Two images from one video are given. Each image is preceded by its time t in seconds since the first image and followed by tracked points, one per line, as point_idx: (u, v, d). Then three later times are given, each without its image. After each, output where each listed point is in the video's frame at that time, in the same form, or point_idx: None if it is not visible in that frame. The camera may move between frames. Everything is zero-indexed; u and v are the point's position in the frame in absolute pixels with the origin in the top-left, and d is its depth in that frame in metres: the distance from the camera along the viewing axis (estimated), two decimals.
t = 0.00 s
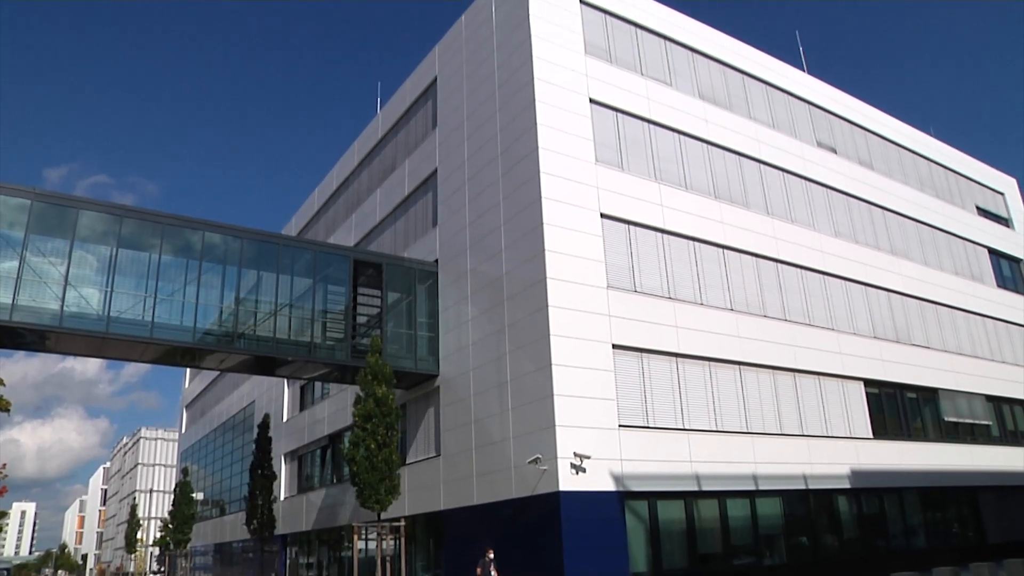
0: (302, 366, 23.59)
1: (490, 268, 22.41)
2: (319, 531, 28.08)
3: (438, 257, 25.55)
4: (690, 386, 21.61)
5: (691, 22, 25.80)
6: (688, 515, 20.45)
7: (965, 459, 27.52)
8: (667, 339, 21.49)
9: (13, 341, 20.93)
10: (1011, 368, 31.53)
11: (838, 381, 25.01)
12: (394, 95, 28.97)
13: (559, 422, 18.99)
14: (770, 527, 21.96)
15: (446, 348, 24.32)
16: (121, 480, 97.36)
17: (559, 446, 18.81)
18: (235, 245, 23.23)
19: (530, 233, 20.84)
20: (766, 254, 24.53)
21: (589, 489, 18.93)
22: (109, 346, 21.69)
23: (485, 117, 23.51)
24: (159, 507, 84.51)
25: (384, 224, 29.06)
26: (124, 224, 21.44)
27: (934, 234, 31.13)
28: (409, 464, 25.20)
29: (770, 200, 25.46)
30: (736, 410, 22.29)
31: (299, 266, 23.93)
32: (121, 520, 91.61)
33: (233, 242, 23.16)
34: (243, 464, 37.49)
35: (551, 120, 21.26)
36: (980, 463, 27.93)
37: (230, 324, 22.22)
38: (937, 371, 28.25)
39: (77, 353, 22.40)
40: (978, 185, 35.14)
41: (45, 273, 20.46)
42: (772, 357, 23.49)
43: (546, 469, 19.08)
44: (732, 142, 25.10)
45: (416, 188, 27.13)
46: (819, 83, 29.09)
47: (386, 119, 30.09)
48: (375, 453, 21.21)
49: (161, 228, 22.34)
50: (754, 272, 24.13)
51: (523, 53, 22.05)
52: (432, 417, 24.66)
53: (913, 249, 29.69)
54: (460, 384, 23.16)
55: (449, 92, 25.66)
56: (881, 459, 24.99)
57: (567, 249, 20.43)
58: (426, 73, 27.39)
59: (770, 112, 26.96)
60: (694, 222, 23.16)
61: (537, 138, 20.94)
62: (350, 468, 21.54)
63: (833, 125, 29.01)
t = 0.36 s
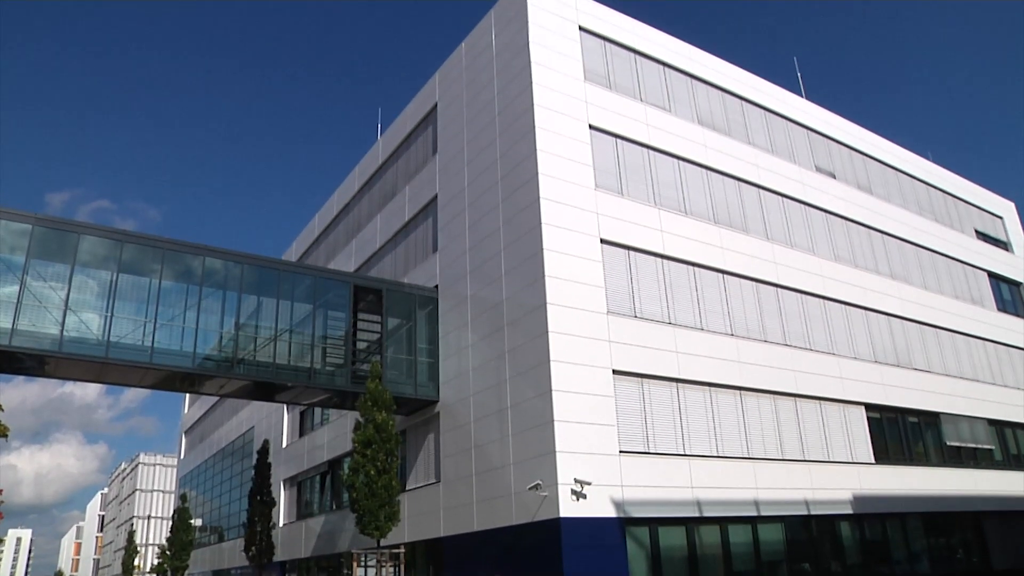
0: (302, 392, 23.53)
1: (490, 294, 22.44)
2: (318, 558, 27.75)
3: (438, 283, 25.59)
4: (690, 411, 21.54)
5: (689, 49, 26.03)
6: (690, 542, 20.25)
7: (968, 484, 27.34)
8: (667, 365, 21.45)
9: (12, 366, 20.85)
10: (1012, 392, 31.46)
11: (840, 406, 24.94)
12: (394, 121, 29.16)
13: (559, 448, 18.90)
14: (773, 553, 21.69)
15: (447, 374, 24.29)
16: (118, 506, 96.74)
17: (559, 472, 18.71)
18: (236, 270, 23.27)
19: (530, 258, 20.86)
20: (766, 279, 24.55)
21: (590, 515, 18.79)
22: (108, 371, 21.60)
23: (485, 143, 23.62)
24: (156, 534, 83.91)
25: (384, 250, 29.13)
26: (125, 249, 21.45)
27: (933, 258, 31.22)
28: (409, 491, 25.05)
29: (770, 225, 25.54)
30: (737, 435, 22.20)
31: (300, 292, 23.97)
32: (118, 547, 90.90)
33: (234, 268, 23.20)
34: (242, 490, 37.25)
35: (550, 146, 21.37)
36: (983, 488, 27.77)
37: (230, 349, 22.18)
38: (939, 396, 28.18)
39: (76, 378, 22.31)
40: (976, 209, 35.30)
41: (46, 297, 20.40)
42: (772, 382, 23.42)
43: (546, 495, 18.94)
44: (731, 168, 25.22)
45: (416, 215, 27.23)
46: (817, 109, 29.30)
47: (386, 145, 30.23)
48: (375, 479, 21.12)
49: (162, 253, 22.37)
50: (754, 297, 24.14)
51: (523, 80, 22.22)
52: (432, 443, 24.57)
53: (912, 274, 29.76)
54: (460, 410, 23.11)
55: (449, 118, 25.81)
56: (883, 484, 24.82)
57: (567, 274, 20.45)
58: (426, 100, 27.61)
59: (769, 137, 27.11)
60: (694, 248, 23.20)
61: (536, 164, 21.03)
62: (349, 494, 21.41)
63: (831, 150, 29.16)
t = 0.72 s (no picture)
0: (302, 414, 23.47)
1: (490, 316, 22.45)
2: None
3: (438, 305, 25.61)
4: (691, 434, 21.48)
5: (688, 72, 26.21)
6: (691, 565, 20.12)
7: (971, 505, 27.19)
8: (667, 387, 21.41)
9: (11, 387, 20.78)
10: (1014, 412, 31.38)
11: (841, 427, 24.86)
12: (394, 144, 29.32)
13: (560, 470, 18.81)
14: None
15: (447, 396, 24.26)
16: (116, 529, 96.14)
17: (560, 494, 18.61)
18: (236, 292, 23.29)
19: (530, 280, 20.89)
20: (766, 300, 24.57)
21: (591, 537, 18.67)
22: (107, 392, 21.54)
23: (485, 165, 23.71)
24: (154, 557, 83.36)
25: (384, 272, 29.18)
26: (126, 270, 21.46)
27: (933, 278, 31.28)
28: (409, 514, 24.92)
29: (769, 246, 25.59)
30: (738, 457, 22.12)
31: (300, 314, 24.00)
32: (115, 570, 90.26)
33: (234, 290, 23.22)
34: (241, 513, 37.01)
35: (550, 168, 21.45)
36: (986, 509, 27.62)
37: (230, 371, 22.14)
38: (940, 416, 28.10)
39: (75, 400, 22.24)
40: (976, 229, 35.41)
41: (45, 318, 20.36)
42: (773, 404, 23.37)
43: (547, 517, 18.82)
44: (731, 189, 25.32)
45: (416, 237, 27.29)
46: (816, 131, 29.46)
47: (387, 166, 30.35)
48: (375, 502, 21.00)
49: (163, 274, 22.38)
50: (754, 319, 24.15)
51: (522, 104, 22.35)
52: (432, 465, 24.49)
53: (912, 294, 29.81)
54: (460, 432, 23.05)
55: (450, 140, 25.93)
56: (886, 506, 24.68)
57: (567, 296, 20.46)
58: (427, 123, 27.78)
59: (768, 159, 27.22)
60: (694, 269, 23.23)
61: (536, 186, 21.10)
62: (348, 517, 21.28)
63: (831, 172, 29.28)
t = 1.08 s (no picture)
0: (301, 436, 23.40)
1: (490, 338, 22.45)
2: None
3: (439, 326, 25.63)
4: (692, 455, 21.40)
5: (688, 94, 26.38)
6: None
7: (975, 526, 27.04)
8: (668, 409, 21.36)
9: (10, 409, 20.69)
10: (1016, 432, 31.28)
11: (842, 448, 24.78)
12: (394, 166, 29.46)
13: (561, 492, 18.71)
14: None
15: (447, 418, 24.22)
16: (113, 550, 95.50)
17: (560, 516, 18.50)
18: (236, 313, 23.29)
19: (530, 302, 20.89)
20: (766, 321, 24.58)
21: (592, 560, 18.54)
22: (106, 413, 21.46)
23: (485, 186, 23.80)
24: None
25: (384, 293, 29.20)
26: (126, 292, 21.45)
27: (933, 298, 31.32)
28: (409, 536, 24.77)
29: (769, 266, 25.63)
30: (739, 479, 22.02)
31: (300, 335, 24.00)
32: None
33: (234, 311, 23.23)
34: (241, 535, 36.73)
35: (550, 190, 21.52)
36: (990, 530, 27.45)
37: (230, 393, 22.09)
38: (941, 437, 28.00)
39: (74, 421, 22.15)
40: (975, 249, 35.50)
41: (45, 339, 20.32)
42: (774, 425, 23.30)
43: (547, 540, 18.69)
44: (731, 211, 25.40)
45: (416, 259, 27.35)
46: (815, 152, 29.61)
47: (387, 187, 30.46)
48: (374, 524, 20.88)
49: (163, 296, 22.38)
50: (755, 339, 24.15)
51: (522, 126, 22.47)
52: (432, 487, 24.39)
53: (913, 314, 29.85)
54: (460, 454, 22.98)
55: (450, 161, 26.04)
56: (888, 527, 24.53)
57: (567, 318, 20.45)
58: (427, 145, 27.94)
59: (767, 180, 27.33)
60: (694, 290, 23.25)
61: (536, 208, 21.15)
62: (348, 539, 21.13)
63: (830, 193, 29.40)
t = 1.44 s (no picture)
0: (301, 454, 23.32)
1: (490, 356, 22.44)
2: None
3: (439, 344, 25.62)
4: (693, 473, 21.31)
5: (687, 112, 26.50)
6: None
7: (978, 544, 26.88)
8: (669, 426, 21.30)
9: (8, 426, 20.61)
10: (1019, 449, 31.16)
11: (844, 465, 24.68)
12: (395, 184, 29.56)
13: (561, 510, 18.62)
14: None
15: (447, 436, 24.16)
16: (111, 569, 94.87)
17: (561, 535, 18.39)
18: (236, 331, 23.28)
19: (530, 320, 20.89)
20: (767, 338, 24.57)
21: None
22: (106, 431, 21.37)
23: (485, 204, 23.85)
24: None
25: (384, 311, 29.21)
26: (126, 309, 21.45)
27: (933, 315, 31.32)
28: (409, 555, 24.63)
29: (769, 283, 25.65)
30: (740, 497, 21.92)
31: (299, 353, 23.99)
32: None
33: (234, 329, 23.23)
34: (241, 553, 36.41)
35: (550, 208, 21.57)
36: (993, 548, 27.29)
37: (229, 411, 22.03)
38: (943, 454, 27.90)
39: (72, 438, 22.06)
40: (975, 266, 35.54)
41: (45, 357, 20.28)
42: (775, 442, 23.23)
43: (548, 559, 18.57)
44: (731, 228, 25.45)
45: (415, 277, 27.39)
46: (814, 170, 29.71)
47: (387, 205, 30.53)
48: (374, 542, 20.78)
49: (163, 313, 22.37)
50: (755, 356, 24.12)
51: (521, 144, 22.56)
52: (432, 505, 24.29)
53: (914, 331, 29.85)
54: (460, 473, 22.91)
55: (450, 179, 26.12)
56: (891, 545, 24.39)
57: (567, 335, 20.44)
58: (427, 163, 28.05)
59: (767, 197, 27.40)
60: (694, 308, 23.25)
61: (536, 225, 21.19)
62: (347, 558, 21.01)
63: (830, 210, 29.48)
